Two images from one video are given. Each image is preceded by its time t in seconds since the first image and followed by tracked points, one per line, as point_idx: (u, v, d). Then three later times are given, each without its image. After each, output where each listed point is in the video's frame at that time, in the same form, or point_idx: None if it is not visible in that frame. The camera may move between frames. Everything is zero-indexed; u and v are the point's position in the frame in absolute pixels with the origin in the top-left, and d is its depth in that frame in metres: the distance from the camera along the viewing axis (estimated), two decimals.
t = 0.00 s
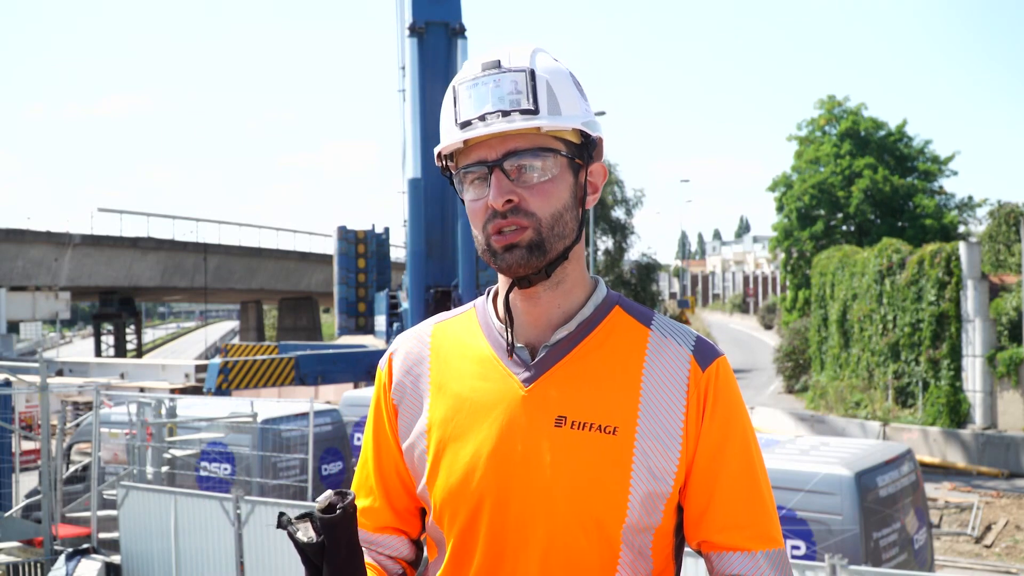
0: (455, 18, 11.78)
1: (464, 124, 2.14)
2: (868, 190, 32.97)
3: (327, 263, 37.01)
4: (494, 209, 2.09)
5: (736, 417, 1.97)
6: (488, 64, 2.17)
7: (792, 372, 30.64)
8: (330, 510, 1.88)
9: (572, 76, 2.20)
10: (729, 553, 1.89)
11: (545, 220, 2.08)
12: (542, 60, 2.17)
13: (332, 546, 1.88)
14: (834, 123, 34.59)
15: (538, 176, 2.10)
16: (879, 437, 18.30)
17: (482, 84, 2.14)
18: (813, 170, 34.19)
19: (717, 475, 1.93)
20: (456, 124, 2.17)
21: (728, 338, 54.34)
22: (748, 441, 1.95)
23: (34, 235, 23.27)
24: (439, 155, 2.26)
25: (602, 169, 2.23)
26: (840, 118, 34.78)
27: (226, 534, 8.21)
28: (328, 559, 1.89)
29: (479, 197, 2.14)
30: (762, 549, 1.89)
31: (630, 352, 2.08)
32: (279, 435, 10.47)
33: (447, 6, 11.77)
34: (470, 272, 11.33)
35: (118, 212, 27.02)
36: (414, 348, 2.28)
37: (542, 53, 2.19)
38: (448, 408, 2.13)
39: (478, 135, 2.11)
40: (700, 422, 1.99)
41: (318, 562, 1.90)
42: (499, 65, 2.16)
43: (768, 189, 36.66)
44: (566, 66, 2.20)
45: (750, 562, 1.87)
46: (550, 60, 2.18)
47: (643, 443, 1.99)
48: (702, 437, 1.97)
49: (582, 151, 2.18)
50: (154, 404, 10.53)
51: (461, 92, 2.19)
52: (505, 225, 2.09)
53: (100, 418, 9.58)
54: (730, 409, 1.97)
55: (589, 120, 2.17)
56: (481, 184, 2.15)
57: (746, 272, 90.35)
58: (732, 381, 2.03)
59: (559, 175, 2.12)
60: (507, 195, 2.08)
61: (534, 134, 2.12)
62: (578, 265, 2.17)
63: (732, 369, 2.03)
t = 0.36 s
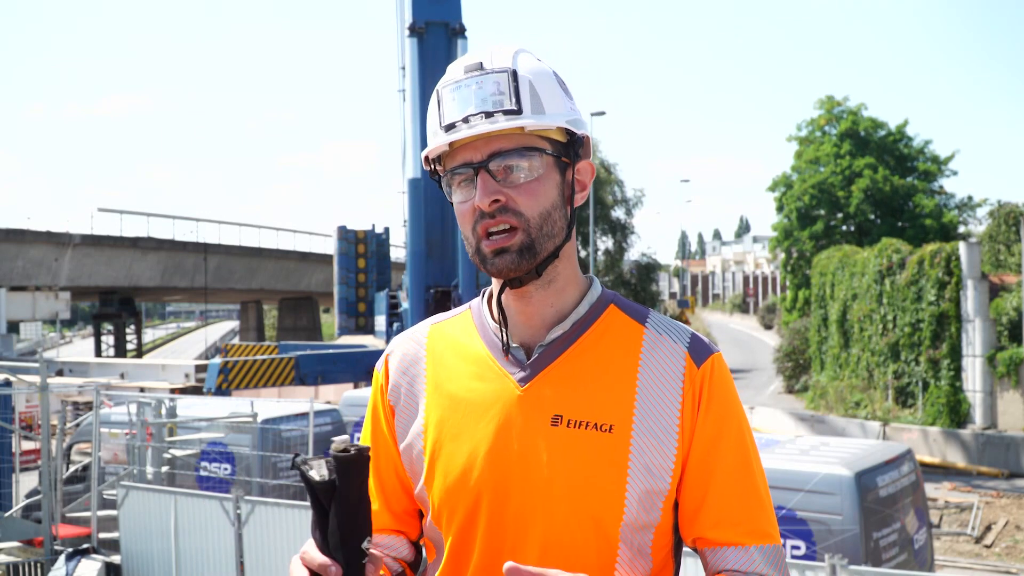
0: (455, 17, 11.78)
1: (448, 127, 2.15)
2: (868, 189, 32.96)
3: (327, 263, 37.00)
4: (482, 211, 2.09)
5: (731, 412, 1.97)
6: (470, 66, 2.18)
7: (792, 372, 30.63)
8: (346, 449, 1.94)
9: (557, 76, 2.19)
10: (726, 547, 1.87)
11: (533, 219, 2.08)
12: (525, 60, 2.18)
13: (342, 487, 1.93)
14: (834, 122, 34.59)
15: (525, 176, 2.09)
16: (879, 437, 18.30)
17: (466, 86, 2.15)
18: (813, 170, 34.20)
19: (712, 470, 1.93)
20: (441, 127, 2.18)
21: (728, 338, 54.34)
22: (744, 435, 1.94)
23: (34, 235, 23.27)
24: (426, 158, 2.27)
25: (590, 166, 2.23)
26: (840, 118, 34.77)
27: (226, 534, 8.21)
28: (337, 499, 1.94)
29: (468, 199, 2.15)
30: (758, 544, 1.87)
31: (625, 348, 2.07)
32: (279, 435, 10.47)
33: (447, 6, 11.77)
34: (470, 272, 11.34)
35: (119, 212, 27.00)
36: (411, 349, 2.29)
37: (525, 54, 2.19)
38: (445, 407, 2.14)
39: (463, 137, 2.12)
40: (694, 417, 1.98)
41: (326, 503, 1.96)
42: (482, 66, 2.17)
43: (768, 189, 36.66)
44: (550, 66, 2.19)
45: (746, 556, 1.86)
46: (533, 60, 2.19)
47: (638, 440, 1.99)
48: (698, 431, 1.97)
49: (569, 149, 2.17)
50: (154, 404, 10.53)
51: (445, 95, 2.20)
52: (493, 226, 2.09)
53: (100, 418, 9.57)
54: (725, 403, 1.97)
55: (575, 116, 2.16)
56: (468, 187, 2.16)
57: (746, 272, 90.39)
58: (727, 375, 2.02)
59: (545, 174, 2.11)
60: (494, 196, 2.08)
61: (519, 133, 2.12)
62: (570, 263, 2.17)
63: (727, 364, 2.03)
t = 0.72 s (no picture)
0: (455, 17, 11.79)
1: (442, 127, 2.16)
2: (868, 189, 32.96)
3: (327, 263, 36.99)
4: (476, 208, 2.09)
5: (731, 408, 1.97)
6: (463, 67, 2.19)
7: (792, 372, 30.62)
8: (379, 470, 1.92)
9: (550, 77, 2.20)
10: (727, 544, 1.87)
11: (527, 215, 2.08)
12: (517, 62, 2.19)
13: (369, 506, 1.92)
14: (834, 123, 34.58)
15: (520, 174, 2.09)
16: (879, 437, 18.28)
17: (459, 87, 2.16)
18: (813, 170, 34.19)
19: (710, 466, 1.93)
20: (436, 127, 2.18)
21: (728, 338, 54.32)
22: (745, 432, 1.94)
23: (34, 235, 23.27)
24: (422, 160, 2.27)
25: (586, 165, 2.22)
26: (840, 118, 34.75)
27: (226, 533, 8.21)
28: (364, 515, 1.92)
29: (463, 198, 2.14)
30: (758, 539, 1.87)
31: (624, 347, 2.07)
32: (279, 435, 10.48)
33: (448, 6, 11.77)
34: (470, 272, 11.35)
35: (119, 212, 26.98)
36: (410, 352, 2.29)
37: (517, 56, 2.20)
38: (445, 409, 2.14)
39: (457, 136, 2.12)
40: (693, 413, 1.98)
41: (352, 520, 1.94)
42: (474, 67, 2.18)
43: (768, 189, 36.66)
44: (543, 67, 2.20)
45: (748, 553, 1.85)
46: (525, 62, 2.19)
47: (640, 439, 1.98)
48: (696, 427, 1.97)
49: (564, 148, 2.17)
50: (154, 404, 10.53)
51: (439, 97, 2.21)
52: (489, 224, 2.08)
53: (100, 418, 9.57)
54: (724, 399, 1.97)
55: (568, 115, 2.16)
56: (463, 186, 2.15)
57: (746, 273, 90.44)
58: (726, 373, 2.02)
59: (539, 172, 2.11)
60: (488, 193, 2.08)
61: (511, 132, 2.12)
62: (568, 262, 2.16)
63: (725, 362, 2.03)
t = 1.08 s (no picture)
0: (455, 17, 11.79)
1: (435, 126, 2.15)
2: (868, 190, 32.98)
3: (328, 263, 36.99)
4: (469, 209, 2.09)
5: (727, 403, 1.97)
6: (457, 66, 2.18)
7: (792, 372, 30.62)
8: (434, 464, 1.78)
9: (544, 76, 2.19)
10: (723, 538, 1.86)
11: (520, 217, 2.07)
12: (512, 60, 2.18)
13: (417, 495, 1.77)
14: (834, 123, 34.57)
15: (513, 173, 2.09)
16: (879, 437, 18.29)
17: (451, 85, 2.14)
18: (813, 170, 34.20)
19: (704, 463, 1.93)
20: (429, 127, 2.18)
21: (728, 338, 54.34)
22: (739, 425, 1.94)
23: (34, 235, 23.28)
24: (416, 159, 2.26)
25: (580, 164, 2.22)
26: (839, 118, 34.75)
27: (226, 533, 8.21)
28: (409, 503, 1.77)
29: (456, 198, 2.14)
30: (754, 533, 1.86)
31: (620, 345, 2.08)
32: (279, 435, 10.48)
33: (448, 6, 11.77)
34: (470, 272, 11.36)
35: (119, 212, 26.97)
36: (409, 351, 2.29)
37: (512, 56, 2.19)
38: (444, 406, 2.13)
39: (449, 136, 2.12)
40: (687, 410, 1.99)
41: (392, 502, 1.79)
42: (468, 67, 2.16)
43: (768, 189, 36.66)
44: (538, 66, 2.19)
45: (744, 548, 1.84)
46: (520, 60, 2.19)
47: (633, 436, 1.99)
48: (691, 424, 1.97)
49: (557, 148, 2.16)
50: (154, 404, 10.52)
51: (432, 96, 2.21)
52: (483, 223, 2.08)
53: (100, 418, 9.57)
54: (719, 396, 1.97)
55: (561, 115, 2.16)
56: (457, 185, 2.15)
57: (746, 273, 90.49)
58: (721, 369, 2.03)
59: (532, 171, 2.10)
60: (480, 192, 2.08)
61: (503, 131, 2.11)
62: (562, 262, 2.17)
63: (721, 359, 2.03)
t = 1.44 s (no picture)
0: (455, 17, 11.80)
1: (416, 137, 2.16)
2: (868, 190, 32.98)
3: (327, 263, 36.98)
4: (453, 220, 2.09)
5: (720, 404, 1.96)
6: (435, 74, 2.18)
7: (792, 372, 30.62)
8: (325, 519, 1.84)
9: (525, 79, 2.18)
10: (722, 542, 1.87)
11: (505, 225, 2.07)
12: (491, 64, 2.17)
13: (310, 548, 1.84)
14: (834, 122, 34.58)
15: (496, 181, 2.09)
16: (879, 437, 18.29)
17: (431, 95, 2.15)
18: (813, 170, 34.21)
19: (701, 464, 1.92)
20: (411, 138, 2.18)
21: (728, 338, 54.34)
22: (732, 426, 1.94)
23: (34, 235, 23.27)
24: (400, 168, 2.27)
25: (564, 166, 2.21)
26: (839, 118, 34.75)
27: (226, 533, 8.21)
28: (305, 555, 1.84)
29: (440, 208, 2.14)
30: (753, 535, 1.86)
31: (610, 347, 2.08)
32: (279, 435, 10.48)
33: (447, 6, 11.78)
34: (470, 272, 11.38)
35: (119, 212, 26.95)
36: (398, 358, 2.28)
37: (491, 59, 2.19)
38: (434, 414, 2.14)
39: (431, 146, 2.13)
40: (681, 415, 1.98)
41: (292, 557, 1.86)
42: (446, 74, 2.16)
43: (767, 189, 36.65)
44: (518, 69, 2.18)
45: (741, 549, 1.85)
46: (499, 64, 2.18)
47: (625, 441, 1.98)
48: (686, 427, 1.96)
49: (540, 150, 2.16)
50: (154, 404, 10.53)
51: (413, 105, 2.21)
52: (467, 234, 2.08)
53: (100, 418, 9.57)
54: (714, 398, 1.96)
55: (544, 118, 2.15)
56: (440, 195, 2.15)
57: (746, 273, 90.53)
58: (712, 369, 2.02)
59: (516, 178, 2.11)
60: (464, 204, 2.08)
61: (486, 140, 2.11)
62: (549, 264, 2.16)
63: (713, 359, 2.03)
